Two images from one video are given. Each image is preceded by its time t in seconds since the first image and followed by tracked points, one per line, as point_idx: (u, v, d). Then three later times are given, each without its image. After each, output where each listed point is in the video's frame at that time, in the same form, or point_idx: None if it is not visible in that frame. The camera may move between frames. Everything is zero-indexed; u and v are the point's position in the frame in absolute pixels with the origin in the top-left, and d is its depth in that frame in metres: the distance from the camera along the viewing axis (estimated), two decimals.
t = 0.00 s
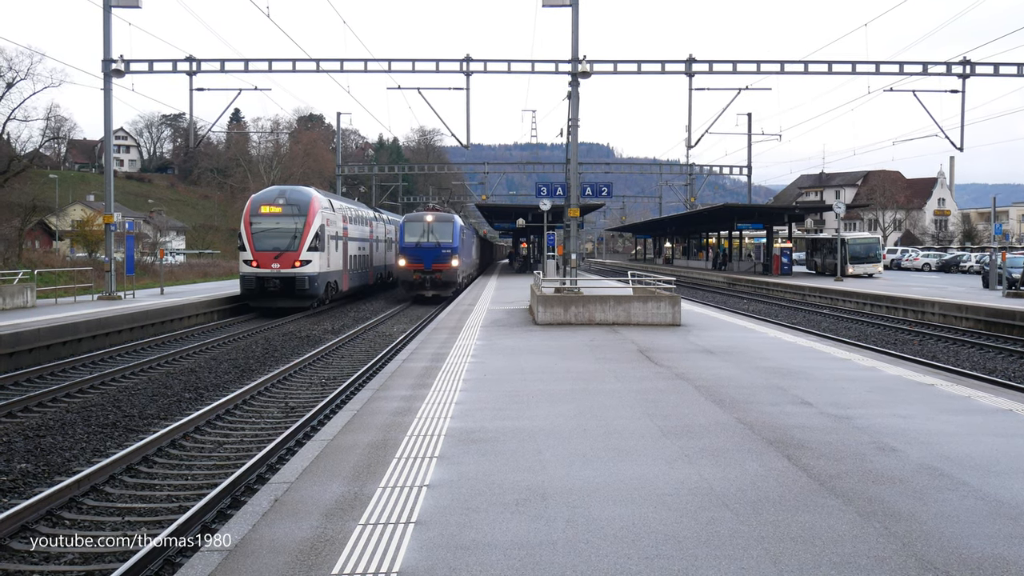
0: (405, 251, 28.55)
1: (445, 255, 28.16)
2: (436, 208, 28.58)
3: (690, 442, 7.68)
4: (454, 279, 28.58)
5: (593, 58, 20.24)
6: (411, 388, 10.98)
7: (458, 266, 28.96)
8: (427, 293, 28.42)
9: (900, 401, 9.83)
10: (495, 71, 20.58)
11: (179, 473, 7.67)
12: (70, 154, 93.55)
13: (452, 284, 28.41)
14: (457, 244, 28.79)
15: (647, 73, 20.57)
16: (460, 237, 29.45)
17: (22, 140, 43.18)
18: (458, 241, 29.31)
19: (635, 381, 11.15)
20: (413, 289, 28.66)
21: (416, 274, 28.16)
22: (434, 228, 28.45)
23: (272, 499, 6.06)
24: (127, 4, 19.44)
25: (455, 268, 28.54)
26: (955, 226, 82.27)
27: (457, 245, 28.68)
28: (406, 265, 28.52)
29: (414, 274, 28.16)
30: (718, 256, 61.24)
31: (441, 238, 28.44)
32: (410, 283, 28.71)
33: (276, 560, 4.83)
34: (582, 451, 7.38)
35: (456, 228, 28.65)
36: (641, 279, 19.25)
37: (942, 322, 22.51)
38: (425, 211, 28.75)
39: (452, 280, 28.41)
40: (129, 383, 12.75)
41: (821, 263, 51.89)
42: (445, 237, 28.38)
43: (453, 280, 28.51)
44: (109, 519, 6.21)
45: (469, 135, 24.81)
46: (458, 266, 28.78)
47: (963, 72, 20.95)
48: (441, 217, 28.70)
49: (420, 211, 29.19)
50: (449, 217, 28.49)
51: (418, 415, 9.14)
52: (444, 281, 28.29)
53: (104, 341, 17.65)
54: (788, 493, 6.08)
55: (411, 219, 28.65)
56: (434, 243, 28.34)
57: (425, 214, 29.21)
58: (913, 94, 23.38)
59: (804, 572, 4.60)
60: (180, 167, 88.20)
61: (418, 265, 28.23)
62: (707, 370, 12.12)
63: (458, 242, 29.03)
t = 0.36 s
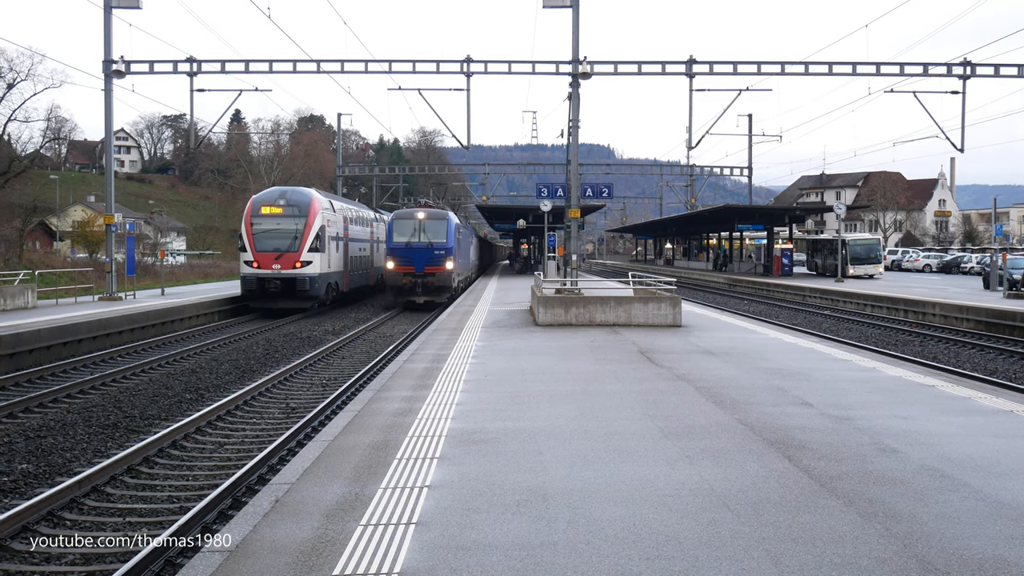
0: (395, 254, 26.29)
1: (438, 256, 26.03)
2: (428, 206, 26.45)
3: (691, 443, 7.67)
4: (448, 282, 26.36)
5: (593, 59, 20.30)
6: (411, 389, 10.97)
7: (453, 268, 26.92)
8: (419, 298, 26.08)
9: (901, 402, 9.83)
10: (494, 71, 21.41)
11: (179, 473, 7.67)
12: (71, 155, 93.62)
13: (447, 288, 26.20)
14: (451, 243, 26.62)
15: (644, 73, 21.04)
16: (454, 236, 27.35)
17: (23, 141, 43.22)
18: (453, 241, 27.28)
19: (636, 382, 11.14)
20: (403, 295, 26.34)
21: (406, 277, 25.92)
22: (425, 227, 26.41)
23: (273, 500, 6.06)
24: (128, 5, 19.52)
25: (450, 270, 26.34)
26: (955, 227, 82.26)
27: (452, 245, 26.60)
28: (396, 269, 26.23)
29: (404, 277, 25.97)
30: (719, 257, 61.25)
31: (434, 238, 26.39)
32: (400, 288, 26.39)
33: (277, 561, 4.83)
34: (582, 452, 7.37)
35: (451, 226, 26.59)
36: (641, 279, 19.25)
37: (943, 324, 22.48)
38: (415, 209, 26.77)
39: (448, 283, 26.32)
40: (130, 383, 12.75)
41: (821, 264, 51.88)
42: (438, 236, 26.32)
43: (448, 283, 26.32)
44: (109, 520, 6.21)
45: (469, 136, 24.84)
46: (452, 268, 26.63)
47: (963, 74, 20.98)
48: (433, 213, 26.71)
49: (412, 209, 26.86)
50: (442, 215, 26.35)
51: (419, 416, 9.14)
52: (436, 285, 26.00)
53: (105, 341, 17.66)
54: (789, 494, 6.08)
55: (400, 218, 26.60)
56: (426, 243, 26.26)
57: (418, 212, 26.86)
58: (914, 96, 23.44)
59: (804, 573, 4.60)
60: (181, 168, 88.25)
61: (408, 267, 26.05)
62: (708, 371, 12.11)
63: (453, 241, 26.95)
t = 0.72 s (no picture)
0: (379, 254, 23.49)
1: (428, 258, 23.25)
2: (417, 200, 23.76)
3: (691, 444, 7.68)
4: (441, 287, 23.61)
5: (593, 60, 20.29)
6: (411, 389, 10.97)
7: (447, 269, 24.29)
8: (406, 305, 23.44)
9: (901, 403, 9.83)
10: (494, 71, 21.75)
11: (180, 474, 7.67)
12: (71, 156, 93.65)
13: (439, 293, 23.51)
14: (444, 243, 23.85)
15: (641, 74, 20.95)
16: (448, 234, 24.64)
17: (23, 141, 43.21)
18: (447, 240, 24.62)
19: (636, 383, 11.14)
20: (390, 301, 23.60)
21: (391, 281, 23.12)
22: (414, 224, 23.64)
23: (273, 500, 6.05)
24: (127, 5, 19.49)
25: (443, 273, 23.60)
26: (956, 228, 82.26)
27: (444, 244, 23.77)
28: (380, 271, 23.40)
29: (390, 281, 23.19)
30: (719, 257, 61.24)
31: (423, 236, 23.59)
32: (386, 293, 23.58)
33: (277, 561, 4.84)
34: (582, 453, 7.37)
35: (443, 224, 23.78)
36: (641, 279, 19.25)
37: (944, 324, 22.46)
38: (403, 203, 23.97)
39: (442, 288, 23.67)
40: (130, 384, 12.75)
41: (822, 265, 51.88)
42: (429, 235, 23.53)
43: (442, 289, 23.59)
44: (109, 520, 6.21)
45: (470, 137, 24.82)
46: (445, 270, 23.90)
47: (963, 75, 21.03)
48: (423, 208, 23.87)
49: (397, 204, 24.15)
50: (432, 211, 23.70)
51: (419, 416, 9.15)
52: (427, 289, 23.22)
53: (105, 342, 17.65)
54: (788, 495, 6.08)
55: (385, 213, 23.78)
56: (414, 242, 23.46)
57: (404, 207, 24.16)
58: (915, 96, 23.46)
59: (803, 573, 4.61)
60: (182, 169, 88.26)
61: (394, 270, 23.23)
62: (708, 372, 12.11)
63: (446, 240, 24.19)
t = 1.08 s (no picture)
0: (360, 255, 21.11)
1: (415, 258, 20.96)
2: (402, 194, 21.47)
3: (691, 444, 7.68)
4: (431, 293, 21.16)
5: (593, 60, 20.27)
6: (411, 389, 10.97)
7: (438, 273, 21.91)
8: (391, 314, 20.94)
9: (901, 403, 9.82)
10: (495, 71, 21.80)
11: (180, 474, 7.66)
12: (71, 156, 93.63)
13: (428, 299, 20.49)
14: (434, 242, 21.55)
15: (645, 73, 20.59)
16: (439, 234, 22.30)
17: (23, 142, 43.20)
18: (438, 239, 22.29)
19: (636, 383, 11.14)
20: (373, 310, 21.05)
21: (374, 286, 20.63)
22: (400, 220, 21.42)
23: (273, 500, 6.05)
24: (127, 6, 19.47)
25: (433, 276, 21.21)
26: (956, 228, 82.22)
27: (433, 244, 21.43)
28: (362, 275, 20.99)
29: (372, 286, 20.78)
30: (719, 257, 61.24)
31: (410, 234, 21.34)
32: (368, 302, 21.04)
33: (277, 562, 4.84)
34: (583, 453, 7.37)
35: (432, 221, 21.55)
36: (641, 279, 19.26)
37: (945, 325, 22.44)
38: (388, 199, 21.78)
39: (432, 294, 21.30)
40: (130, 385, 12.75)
41: (822, 265, 51.87)
42: (416, 233, 21.26)
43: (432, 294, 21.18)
44: (109, 521, 6.21)
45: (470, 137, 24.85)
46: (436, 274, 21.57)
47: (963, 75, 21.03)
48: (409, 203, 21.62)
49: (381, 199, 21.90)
50: (420, 206, 21.46)
51: (419, 416, 9.17)
52: (414, 296, 20.79)
53: (105, 342, 17.66)
54: (789, 495, 6.08)
55: (367, 209, 21.55)
56: (399, 242, 21.07)
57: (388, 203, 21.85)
58: (916, 96, 23.46)
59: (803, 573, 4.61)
60: (182, 169, 88.27)
61: (377, 272, 20.94)
62: (709, 372, 12.11)
63: (437, 240, 21.93)
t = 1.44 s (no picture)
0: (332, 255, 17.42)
1: (401, 261, 17.34)
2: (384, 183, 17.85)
3: (692, 444, 7.67)
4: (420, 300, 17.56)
5: (593, 60, 20.24)
6: (412, 390, 10.96)
7: (427, 277, 18.46)
8: (370, 325, 17.31)
9: (902, 403, 9.82)
10: (496, 72, 21.70)
11: (181, 475, 7.66)
12: (71, 156, 93.67)
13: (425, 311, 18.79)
14: (424, 241, 17.97)
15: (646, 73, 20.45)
16: (429, 231, 18.84)
17: (24, 142, 43.18)
18: (428, 238, 18.76)
19: (637, 383, 11.13)
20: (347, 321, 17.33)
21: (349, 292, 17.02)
22: (381, 214, 17.70)
23: (274, 501, 6.05)
24: (128, 7, 19.48)
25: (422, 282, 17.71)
26: (957, 228, 82.15)
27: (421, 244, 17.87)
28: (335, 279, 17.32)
29: (347, 293, 17.11)
30: (720, 258, 61.22)
31: (394, 232, 17.65)
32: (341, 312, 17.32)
33: (278, 562, 4.84)
34: (583, 453, 7.38)
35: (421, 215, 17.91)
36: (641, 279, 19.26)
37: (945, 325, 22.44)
38: (367, 188, 18.03)
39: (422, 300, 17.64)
40: (130, 385, 12.75)
41: (823, 265, 51.84)
42: (402, 230, 17.61)
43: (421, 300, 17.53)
44: (110, 522, 6.21)
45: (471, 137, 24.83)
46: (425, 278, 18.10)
47: (964, 76, 21.03)
48: (392, 194, 17.98)
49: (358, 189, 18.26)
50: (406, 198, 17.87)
51: (419, 416, 9.17)
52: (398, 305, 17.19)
53: (105, 343, 17.67)
54: (789, 495, 6.09)
55: (342, 199, 17.74)
56: (380, 239, 17.39)
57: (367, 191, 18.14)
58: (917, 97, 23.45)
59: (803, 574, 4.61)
60: (183, 169, 88.25)
61: (354, 276, 17.23)
62: (710, 372, 12.10)
63: (426, 238, 18.39)
